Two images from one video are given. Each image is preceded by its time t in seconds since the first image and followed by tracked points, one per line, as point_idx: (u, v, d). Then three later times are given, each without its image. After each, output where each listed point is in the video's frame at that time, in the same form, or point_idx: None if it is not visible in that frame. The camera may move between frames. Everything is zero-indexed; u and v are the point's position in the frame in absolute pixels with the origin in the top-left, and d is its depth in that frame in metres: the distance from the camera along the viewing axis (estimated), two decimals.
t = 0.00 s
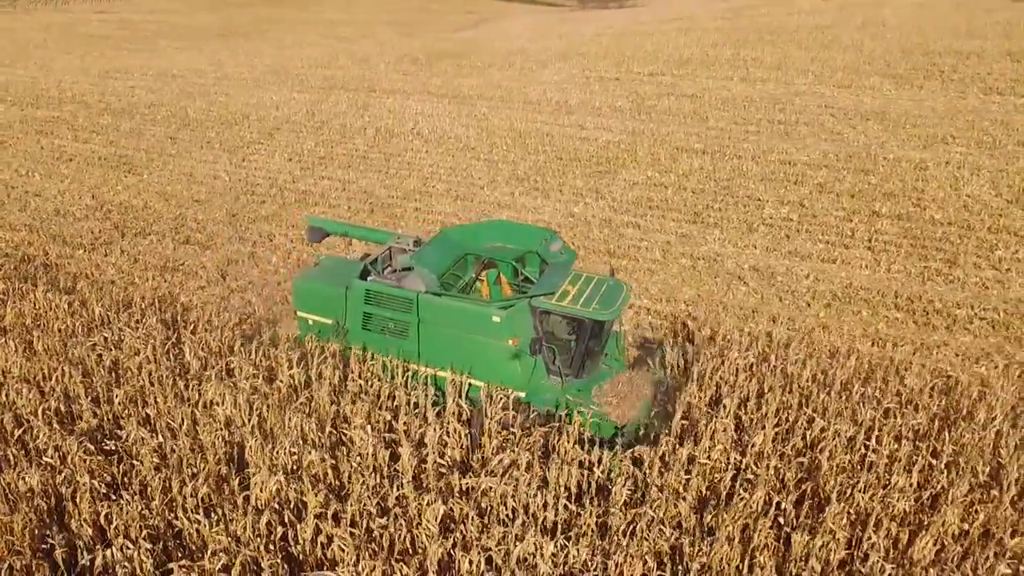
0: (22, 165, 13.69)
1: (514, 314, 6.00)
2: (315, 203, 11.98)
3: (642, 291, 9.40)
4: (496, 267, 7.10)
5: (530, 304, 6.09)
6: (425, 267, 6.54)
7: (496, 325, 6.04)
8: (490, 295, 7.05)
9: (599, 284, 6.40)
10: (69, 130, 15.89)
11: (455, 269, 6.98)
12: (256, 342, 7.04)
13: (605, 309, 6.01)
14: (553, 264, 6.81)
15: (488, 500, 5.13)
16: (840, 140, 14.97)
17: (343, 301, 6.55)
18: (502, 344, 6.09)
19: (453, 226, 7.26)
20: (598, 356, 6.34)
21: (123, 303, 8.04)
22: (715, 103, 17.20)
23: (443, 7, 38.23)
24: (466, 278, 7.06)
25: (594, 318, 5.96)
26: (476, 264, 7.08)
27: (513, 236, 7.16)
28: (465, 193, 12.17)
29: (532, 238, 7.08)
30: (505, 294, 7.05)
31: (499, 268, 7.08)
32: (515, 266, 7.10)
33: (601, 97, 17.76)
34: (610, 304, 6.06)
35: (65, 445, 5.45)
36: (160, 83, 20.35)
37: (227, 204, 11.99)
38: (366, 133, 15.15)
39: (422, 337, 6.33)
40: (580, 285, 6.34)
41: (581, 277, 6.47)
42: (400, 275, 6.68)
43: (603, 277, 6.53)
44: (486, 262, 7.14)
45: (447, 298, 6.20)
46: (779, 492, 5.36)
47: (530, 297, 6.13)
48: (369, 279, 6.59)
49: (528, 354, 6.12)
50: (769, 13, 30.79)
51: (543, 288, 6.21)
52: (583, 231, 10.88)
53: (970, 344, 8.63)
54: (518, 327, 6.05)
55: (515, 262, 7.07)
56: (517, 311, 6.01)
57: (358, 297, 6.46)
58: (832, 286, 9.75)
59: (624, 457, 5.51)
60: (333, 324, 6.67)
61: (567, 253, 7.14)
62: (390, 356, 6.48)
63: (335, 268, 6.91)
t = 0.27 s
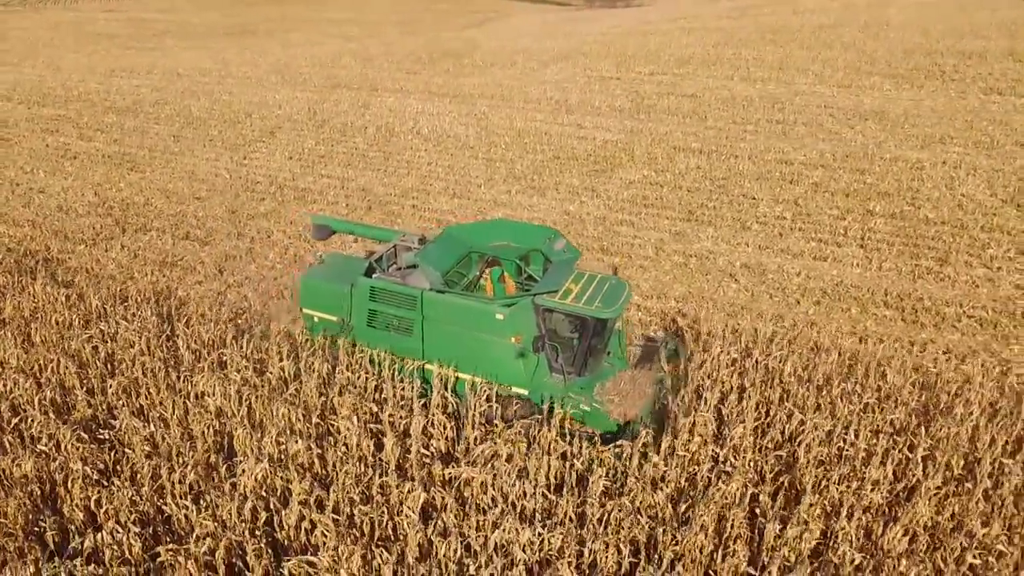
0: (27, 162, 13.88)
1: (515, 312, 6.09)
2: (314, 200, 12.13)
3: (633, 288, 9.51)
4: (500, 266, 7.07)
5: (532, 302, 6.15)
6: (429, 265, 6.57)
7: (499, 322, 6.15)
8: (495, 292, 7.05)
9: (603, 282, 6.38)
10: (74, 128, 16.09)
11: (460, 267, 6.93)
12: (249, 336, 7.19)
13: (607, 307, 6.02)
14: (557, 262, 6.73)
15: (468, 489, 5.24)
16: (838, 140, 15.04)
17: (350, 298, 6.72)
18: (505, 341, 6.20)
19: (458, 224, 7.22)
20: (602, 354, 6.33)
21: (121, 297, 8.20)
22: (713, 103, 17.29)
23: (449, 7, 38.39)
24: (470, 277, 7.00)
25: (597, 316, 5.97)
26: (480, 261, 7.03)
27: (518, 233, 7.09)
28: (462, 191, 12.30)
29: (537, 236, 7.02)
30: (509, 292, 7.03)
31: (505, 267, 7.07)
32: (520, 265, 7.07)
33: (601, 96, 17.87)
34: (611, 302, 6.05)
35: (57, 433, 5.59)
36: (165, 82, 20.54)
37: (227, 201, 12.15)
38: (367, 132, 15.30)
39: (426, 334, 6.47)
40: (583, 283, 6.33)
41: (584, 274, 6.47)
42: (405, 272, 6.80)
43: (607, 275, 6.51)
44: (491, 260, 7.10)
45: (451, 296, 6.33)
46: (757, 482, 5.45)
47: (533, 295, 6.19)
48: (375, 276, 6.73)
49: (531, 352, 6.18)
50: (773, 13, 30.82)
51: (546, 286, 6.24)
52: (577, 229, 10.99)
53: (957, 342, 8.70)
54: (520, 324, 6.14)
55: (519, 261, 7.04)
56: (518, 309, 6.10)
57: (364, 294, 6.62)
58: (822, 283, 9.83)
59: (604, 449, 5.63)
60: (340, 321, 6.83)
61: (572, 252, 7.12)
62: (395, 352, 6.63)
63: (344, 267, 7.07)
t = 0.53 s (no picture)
0: (29, 161, 14.06)
1: (518, 310, 6.10)
2: (310, 198, 12.29)
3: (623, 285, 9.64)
4: (502, 265, 7.32)
5: (534, 300, 6.17)
6: (432, 264, 6.67)
7: (501, 321, 6.16)
8: (497, 290, 7.29)
9: (604, 282, 6.43)
10: (77, 127, 16.27)
11: (463, 266, 7.18)
12: (242, 330, 7.35)
13: (609, 305, 6.08)
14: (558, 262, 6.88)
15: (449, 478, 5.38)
16: (832, 139, 15.15)
17: (354, 297, 6.74)
18: (507, 340, 6.20)
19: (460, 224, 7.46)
20: (603, 353, 6.36)
21: (118, 292, 8.35)
22: (710, 102, 17.41)
23: (451, 7, 38.56)
24: (473, 275, 7.25)
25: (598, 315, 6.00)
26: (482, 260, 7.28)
27: (519, 233, 7.31)
28: (457, 189, 12.45)
29: (538, 236, 7.25)
30: (510, 290, 7.28)
31: (506, 265, 7.32)
32: (521, 264, 7.32)
33: (598, 96, 18.01)
34: (613, 301, 6.12)
35: (52, 423, 5.76)
36: (168, 82, 20.72)
37: (225, 199, 12.32)
38: (365, 131, 15.46)
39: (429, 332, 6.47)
40: (585, 282, 6.39)
41: (585, 274, 6.53)
42: (408, 271, 6.81)
43: (608, 275, 6.59)
44: (493, 259, 7.34)
45: (453, 294, 6.34)
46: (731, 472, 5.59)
47: (535, 294, 6.21)
48: (379, 275, 6.75)
49: (533, 350, 6.20)
50: (773, 13, 30.91)
51: (548, 284, 6.27)
52: (569, 227, 11.13)
53: (942, 338, 8.80)
54: (523, 323, 6.16)
55: (520, 260, 7.28)
56: (521, 307, 6.11)
57: (368, 293, 6.63)
58: (810, 281, 9.94)
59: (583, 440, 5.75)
60: (343, 320, 6.85)
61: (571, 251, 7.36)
62: (398, 351, 6.64)
63: (347, 266, 7.10)
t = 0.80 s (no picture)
0: (22, 159, 14.18)
1: (513, 307, 6.20)
2: (301, 196, 12.45)
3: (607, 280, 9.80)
4: (497, 263, 7.37)
5: (530, 297, 6.29)
6: (430, 262, 6.78)
7: (497, 318, 6.26)
8: (493, 288, 7.36)
9: (598, 278, 6.56)
10: (70, 126, 16.38)
11: (460, 264, 7.23)
12: (230, 324, 7.52)
13: (603, 302, 6.18)
14: (552, 260, 7.00)
15: (428, 465, 5.53)
16: (818, 137, 15.34)
17: (352, 296, 6.81)
18: (504, 336, 6.31)
19: (456, 223, 7.52)
20: (598, 348, 6.52)
21: (109, 287, 8.50)
22: (698, 101, 17.58)
23: (445, 7, 38.71)
24: (469, 274, 7.30)
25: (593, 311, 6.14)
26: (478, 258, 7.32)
27: (514, 231, 7.38)
28: (446, 186, 12.62)
29: (533, 234, 7.32)
30: (506, 288, 7.34)
31: (501, 263, 7.38)
32: (516, 261, 7.37)
33: (588, 94, 18.18)
34: (607, 298, 6.23)
35: (43, 413, 5.92)
36: (161, 81, 20.83)
37: (217, 197, 12.46)
38: (356, 130, 15.61)
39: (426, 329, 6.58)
40: (579, 279, 6.52)
41: (580, 272, 6.65)
42: (406, 270, 6.93)
43: (602, 272, 6.72)
44: (489, 257, 7.40)
45: (450, 292, 6.45)
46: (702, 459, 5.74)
47: (531, 291, 6.33)
48: (376, 274, 6.85)
49: (529, 346, 6.32)
50: (765, 12, 31.10)
51: (544, 282, 6.39)
52: (555, 223, 11.30)
53: (919, 331, 8.99)
54: (518, 320, 6.25)
55: (516, 257, 7.34)
56: (517, 305, 6.22)
57: (365, 291, 6.72)
58: (791, 275, 10.12)
59: (560, 428, 5.92)
60: (341, 318, 6.93)
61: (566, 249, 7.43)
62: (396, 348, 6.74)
63: (344, 264, 7.16)
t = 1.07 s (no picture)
0: (24, 158, 14.37)
1: (516, 304, 6.31)
2: (298, 193, 12.63)
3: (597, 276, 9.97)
4: (500, 260, 7.62)
5: (531, 295, 6.46)
6: (434, 261, 7.10)
7: (499, 315, 6.36)
8: (495, 285, 7.59)
9: (598, 277, 6.74)
10: (71, 125, 16.57)
11: (463, 262, 7.52)
12: (224, 318, 7.70)
13: (604, 299, 6.39)
14: (553, 258, 7.21)
15: (412, 453, 5.70)
16: (811, 136, 15.48)
17: (357, 293, 6.97)
18: (505, 333, 6.40)
19: (460, 222, 7.78)
20: (597, 345, 6.74)
21: (107, 282, 8.68)
22: (693, 100, 17.73)
23: (446, 6, 38.88)
24: (472, 272, 7.59)
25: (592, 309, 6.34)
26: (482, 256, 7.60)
27: (516, 230, 7.59)
28: (441, 184, 12.79)
29: (534, 232, 7.52)
30: (508, 285, 7.54)
31: (504, 261, 7.64)
32: (518, 259, 7.63)
33: (584, 93, 18.34)
34: (607, 295, 6.44)
35: (40, 402, 6.11)
36: (162, 81, 21.01)
37: (215, 195, 12.64)
38: (354, 129, 15.80)
39: (429, 326, 6.69)
40: (580, 277, 6.71)
41: (581, 270, 6.81)
42: (410, 268, 7.15)
43: (602, 270, 6.91)
44: (492, 255, 7.66)
45: (454, 289, 6.57)
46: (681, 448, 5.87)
47: (532, 288, 6.50)
48: (381, 272, 7.02)
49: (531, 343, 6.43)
50: (763, 12, 31.22)
51: (545, 279, 6.53)
52: (547, 221, 11.47)
53: (902, 326, 9.14)
54: (521, 316, 6.36)
55: (518, 256, 7.59)
56: (519, 301, 6.34)
57: (371, 288, 6.86)
58: (779, 272, 10.27)
59: (543, 418, 6.06)
60: (347, 315, 7.09)
61: (568, 248, 7.60)
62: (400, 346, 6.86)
63: (351, 262, 7.32)
